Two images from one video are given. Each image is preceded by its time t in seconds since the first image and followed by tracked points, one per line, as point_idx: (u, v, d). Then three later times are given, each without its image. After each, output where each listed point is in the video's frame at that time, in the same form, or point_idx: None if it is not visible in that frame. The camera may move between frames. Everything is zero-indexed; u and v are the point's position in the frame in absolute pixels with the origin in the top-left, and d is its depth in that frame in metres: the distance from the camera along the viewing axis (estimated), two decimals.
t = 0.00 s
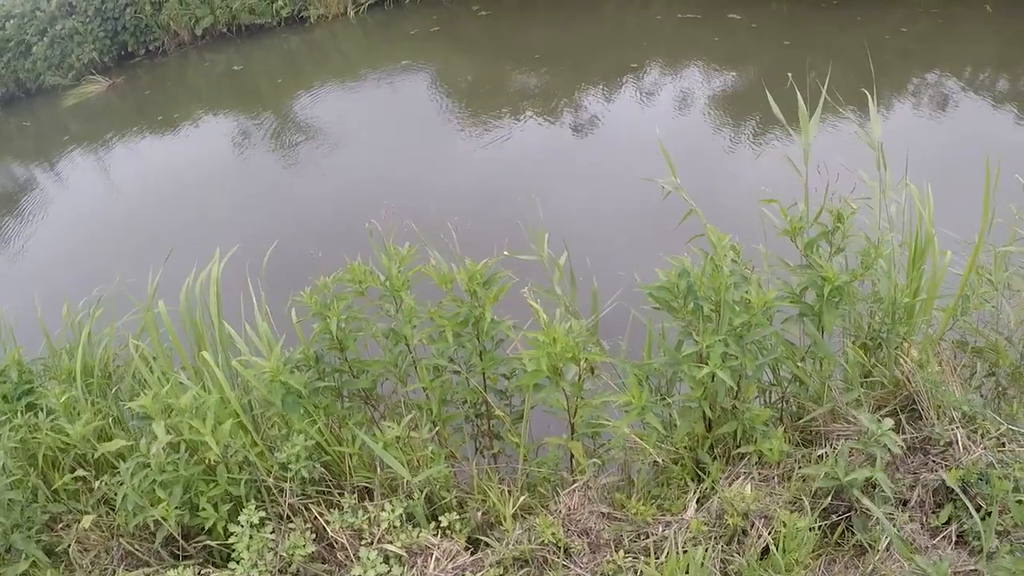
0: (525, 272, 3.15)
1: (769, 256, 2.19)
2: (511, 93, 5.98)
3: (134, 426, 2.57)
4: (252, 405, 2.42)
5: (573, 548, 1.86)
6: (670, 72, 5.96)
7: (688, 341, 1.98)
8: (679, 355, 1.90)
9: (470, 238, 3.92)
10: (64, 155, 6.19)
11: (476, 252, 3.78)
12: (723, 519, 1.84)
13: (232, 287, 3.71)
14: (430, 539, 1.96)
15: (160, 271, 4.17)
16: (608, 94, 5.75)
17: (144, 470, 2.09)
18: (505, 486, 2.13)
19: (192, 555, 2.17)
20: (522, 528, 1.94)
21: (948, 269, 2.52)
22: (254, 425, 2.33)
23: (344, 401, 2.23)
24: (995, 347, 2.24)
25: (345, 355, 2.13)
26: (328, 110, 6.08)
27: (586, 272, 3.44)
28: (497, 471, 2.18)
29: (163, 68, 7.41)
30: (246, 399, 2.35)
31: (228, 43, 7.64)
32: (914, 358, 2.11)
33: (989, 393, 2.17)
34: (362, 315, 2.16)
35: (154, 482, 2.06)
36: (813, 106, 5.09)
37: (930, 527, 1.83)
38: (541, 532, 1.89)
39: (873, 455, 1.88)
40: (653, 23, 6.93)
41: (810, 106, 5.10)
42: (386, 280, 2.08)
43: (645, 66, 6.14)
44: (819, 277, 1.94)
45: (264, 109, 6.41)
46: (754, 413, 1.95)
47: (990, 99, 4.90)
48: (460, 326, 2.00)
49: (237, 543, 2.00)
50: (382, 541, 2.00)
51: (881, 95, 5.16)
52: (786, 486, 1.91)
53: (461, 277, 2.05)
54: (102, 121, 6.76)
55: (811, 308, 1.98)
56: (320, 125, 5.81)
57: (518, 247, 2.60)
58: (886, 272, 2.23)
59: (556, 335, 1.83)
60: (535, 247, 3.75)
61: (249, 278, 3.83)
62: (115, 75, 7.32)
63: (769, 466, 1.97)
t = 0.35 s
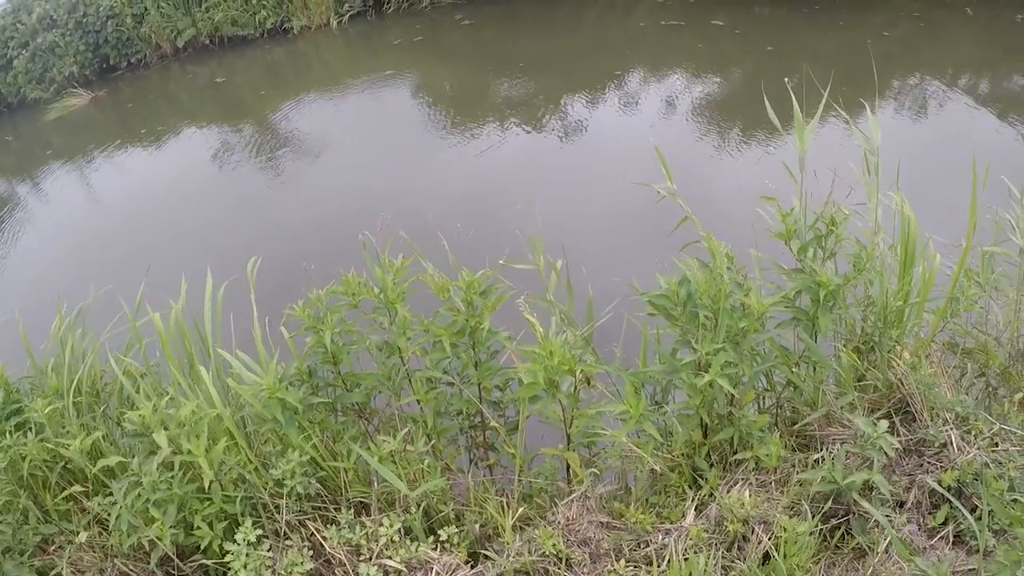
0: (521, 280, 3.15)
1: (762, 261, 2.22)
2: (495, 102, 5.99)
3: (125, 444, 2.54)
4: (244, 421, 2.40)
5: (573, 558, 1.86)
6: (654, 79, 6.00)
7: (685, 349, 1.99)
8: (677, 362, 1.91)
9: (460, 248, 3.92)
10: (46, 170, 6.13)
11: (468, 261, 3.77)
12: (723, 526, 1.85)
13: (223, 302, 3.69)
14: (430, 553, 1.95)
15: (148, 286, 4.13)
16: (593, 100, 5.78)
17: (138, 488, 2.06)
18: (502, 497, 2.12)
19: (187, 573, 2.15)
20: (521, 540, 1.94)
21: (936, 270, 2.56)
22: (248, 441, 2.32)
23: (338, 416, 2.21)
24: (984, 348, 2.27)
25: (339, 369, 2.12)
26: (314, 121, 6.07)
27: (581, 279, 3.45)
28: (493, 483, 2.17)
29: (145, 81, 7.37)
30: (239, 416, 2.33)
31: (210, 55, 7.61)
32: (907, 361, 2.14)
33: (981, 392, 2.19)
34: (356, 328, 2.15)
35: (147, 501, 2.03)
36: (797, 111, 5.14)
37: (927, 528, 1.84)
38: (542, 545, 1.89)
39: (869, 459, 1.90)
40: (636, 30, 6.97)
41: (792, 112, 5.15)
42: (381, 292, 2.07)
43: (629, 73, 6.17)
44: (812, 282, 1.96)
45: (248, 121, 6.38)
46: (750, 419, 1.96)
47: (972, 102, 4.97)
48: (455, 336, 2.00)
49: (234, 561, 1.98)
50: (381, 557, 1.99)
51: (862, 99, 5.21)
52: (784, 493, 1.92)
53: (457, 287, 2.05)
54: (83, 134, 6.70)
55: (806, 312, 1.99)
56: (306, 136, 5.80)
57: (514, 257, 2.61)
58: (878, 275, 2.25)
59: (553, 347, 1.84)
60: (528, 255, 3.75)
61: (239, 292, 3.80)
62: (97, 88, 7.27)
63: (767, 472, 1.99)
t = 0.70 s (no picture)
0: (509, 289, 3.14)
1: (750, 267, 2.22)
2: (475, 111, 6.00)
3: (110, 462, 2.51)
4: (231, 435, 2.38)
5: (565, 567, 1.85)
6: (634, 85, 6.02)
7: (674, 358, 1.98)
8: (667, 371, 1.91)
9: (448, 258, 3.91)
10: (27, 184, 6.06)
11: (456, 270, 3.76)
12: (715, 532, 1.85)
13: (209, 315, 3.67)
14: (422, 565, 1.94)
15: (133, 300, 4.09)
16: (576, 108, 5.80)
17: (125, 505, 2.04)
18: (493, 507, 2.11)
19: None
20: (514, 550, 1.93)
21: (921, 272, 2.58)
22: (235, 456, 2.30)
23: (326, 428, 2.20)
24: (969, 349, 2.29)
25: (327, 381, 2.10)
26: (298, 132, 6.05)
27: (569, 287, 3.44)
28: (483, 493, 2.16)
29: (125, 94, 7.31)
30: (225, 430, 2.31)
31: (191, 67, 7.57)
32: (893, 364, 2.16)
33: (967, 393, 2.20)
34: (343, 340, 2.13)
35: (135, 518, 2.01)
36: (778, 116, 5.16)
37: (917, 530, 1.85)
38: (534, 555, 1.88)
39: (858, 462, 1.91)
40: (617, 38, 7.01)
41: (774, 116, 5.18)
42: (369, 304, 2.06)
43: (611, 81, 6.19)
44: (797, 286, 1.97)
45: (231, 132, 6.35)
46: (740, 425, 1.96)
47: (951, 103, 5.03)
48: (443, 348, 1.99)
49: None
50: (373, 569, 1.97)
51: (842, 103, 5.25)
52: (775, 498, 1.92)
53: (444, 298, 2.04)
54: (64, 147, 6.65)
55: (792, 317, 2.00)
56: (290, 146, 5.77)
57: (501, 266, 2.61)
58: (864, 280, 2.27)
59: (543, 357, 1.83)
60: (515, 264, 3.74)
61: (225, 305, 3.78)
62: (77, 100, 7.20)
63: (757, 478, 1.99)
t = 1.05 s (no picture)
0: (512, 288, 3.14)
1: (749, 271, 2.23)
2: (478, 110, 5.99)
3: (107, 454, 2.51)
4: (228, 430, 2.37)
5: (562, 568, 1.85)
6: (636, 87, 6.02)
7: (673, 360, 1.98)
8: (668, 373, 1.91)
9: (447, 257, 3.91)
10: (28, 175, 6.06)
11: (456, 269, 3.75)
12: (713, 536, 1.85)
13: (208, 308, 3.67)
14: (419, 564, 1.93)
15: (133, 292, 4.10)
16: (579, 108, 5.79)
17: (122, 497, 2.04)
18: (491, 507, 2.11)
19: None
20: (512, 550, 1.93)
21: (923, 280, 2.58)
22: (233, 450, 2.29)
23: (324, 424, 2.20)
24: (969, 358, 2.28)
25: (327, 377, 2.10)
26: (300, 127, 6.05)
27: (576, 288, 3.43)
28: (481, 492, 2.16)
29: (127, 87, 7.32)
30: (223, 424, 2.31)
31: (194, 61, 7.57)
32: (893, 371, 2.17)
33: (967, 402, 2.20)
34: (343, 334, 2.13)
35: (132, 510, 2.01)
36: (781, 119, 5.15)
37: (915, 538, 1.84)
38: (532, 555, 1.88)
39: (857, 470, 1.91)
40: (620, 40, 7.00)
41: (777, 119, 5.17)
42: (371, 300, 2.06)
43: (614, 82, 6.19)
44: (798, 288, 1.98)
45: (233, 126, 6.35)
46: (739, 429, 1.96)
47: (954, 110, 5.02)
48: (443, 346, 2.00)
49: (220, 571, 1.96)
50: (369, 567, 1.97)
51: (847, 109, 5.25)
52: (773, 503, 1.92)
53: (446, 296, 2.04)
54: (66, 139, 6.64)
55: (794, 320, 2.00)
56: (292, 141, 5.77)
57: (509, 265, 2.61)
58: (863, 284, 2.29)
59: (543, 357, 1.83)
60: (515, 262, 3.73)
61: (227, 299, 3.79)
62: (80, 92, 7.22)
63: (755, 483, 1.99)
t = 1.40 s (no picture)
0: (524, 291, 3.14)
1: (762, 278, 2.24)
2: (490, 112, 6.00)
3: (112, 439, 2.51)
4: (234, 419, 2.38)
5: (563, 570, 1.85)
6: (649, 94, 6.02)
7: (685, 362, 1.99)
8: (678, 374, 1.93)
9: (457, 255, 3.92)
10: (41, 160, 6.10)
11: (466, 268, 3.76)
12: (715, 545, 1.85)
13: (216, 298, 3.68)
14: (419, 561, 1.94)
15: (142, 280, 4.12)
16: (593, 113, 5.80)
17: (124, 483, 2.04)
18: (494, 507, 2.11)
19: (172, 570, 2.13)
20: (513, 552, 1.93)
21: (932, 294, 2.58)
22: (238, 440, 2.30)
23: (329, 418, 2.20)
24: (977, 377, 2.27)
25: (331, 371, 2.10)
26: (313, 121, 6.07)
27: (589, 291, 3.43)
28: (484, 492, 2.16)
29: (143, 76, 7.38)
30: (229, 413, 2.31)
31: (209, 53, 7.61)
32: (901, 387, 2.16)
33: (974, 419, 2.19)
34: (351, 331, 2.13)
35: (133, 496, 2.02)
36: (795, 131, 5.15)
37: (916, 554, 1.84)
38: (533, 557, 1.88)
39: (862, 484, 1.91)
40: (635, 46, 7.01)
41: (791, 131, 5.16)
42: (377, 298, 2.06)
43: (628, 88, 6.19)
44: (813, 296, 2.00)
45: (246, 119, 6.37)
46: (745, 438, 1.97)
47: (967, 128, 5.01)
48: (451, 345, 2.00)
49: (220, 560, 1.97)
50: (369, 563, 1.97)
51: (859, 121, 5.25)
52: (777, 515, 1.92)
53: (454, 294, 2.04)
54: (79, 125, 6.68)
55: (808, 326, 2.02)
56: (305, 136, 5.79)
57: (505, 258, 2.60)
58: (877, 295, 2.31)
59: (553, 359, 1.84)
60: (529, 263, 3.75)
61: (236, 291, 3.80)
62: (95, 80, 7.32)
63: (758, 493, 1.99)
